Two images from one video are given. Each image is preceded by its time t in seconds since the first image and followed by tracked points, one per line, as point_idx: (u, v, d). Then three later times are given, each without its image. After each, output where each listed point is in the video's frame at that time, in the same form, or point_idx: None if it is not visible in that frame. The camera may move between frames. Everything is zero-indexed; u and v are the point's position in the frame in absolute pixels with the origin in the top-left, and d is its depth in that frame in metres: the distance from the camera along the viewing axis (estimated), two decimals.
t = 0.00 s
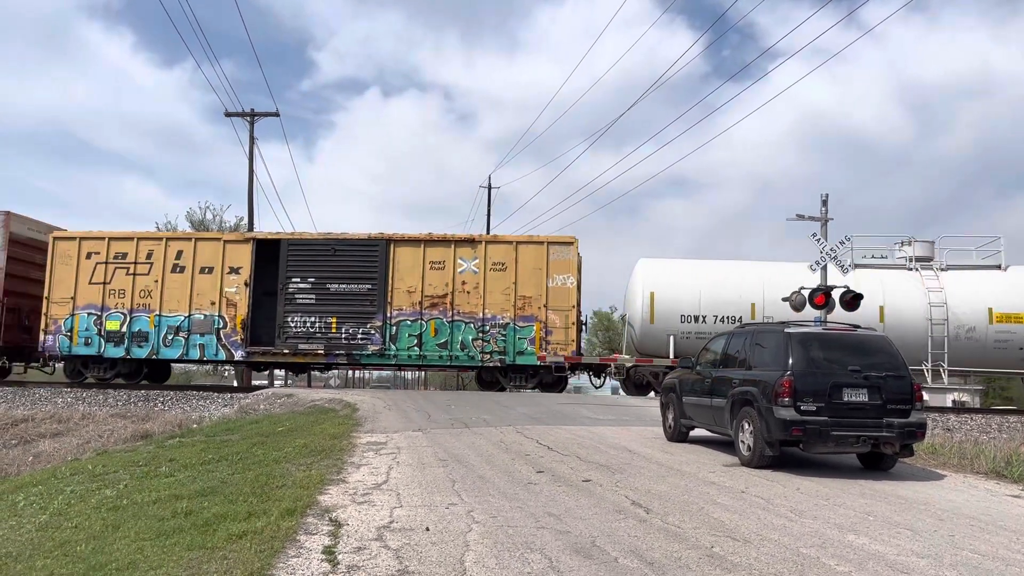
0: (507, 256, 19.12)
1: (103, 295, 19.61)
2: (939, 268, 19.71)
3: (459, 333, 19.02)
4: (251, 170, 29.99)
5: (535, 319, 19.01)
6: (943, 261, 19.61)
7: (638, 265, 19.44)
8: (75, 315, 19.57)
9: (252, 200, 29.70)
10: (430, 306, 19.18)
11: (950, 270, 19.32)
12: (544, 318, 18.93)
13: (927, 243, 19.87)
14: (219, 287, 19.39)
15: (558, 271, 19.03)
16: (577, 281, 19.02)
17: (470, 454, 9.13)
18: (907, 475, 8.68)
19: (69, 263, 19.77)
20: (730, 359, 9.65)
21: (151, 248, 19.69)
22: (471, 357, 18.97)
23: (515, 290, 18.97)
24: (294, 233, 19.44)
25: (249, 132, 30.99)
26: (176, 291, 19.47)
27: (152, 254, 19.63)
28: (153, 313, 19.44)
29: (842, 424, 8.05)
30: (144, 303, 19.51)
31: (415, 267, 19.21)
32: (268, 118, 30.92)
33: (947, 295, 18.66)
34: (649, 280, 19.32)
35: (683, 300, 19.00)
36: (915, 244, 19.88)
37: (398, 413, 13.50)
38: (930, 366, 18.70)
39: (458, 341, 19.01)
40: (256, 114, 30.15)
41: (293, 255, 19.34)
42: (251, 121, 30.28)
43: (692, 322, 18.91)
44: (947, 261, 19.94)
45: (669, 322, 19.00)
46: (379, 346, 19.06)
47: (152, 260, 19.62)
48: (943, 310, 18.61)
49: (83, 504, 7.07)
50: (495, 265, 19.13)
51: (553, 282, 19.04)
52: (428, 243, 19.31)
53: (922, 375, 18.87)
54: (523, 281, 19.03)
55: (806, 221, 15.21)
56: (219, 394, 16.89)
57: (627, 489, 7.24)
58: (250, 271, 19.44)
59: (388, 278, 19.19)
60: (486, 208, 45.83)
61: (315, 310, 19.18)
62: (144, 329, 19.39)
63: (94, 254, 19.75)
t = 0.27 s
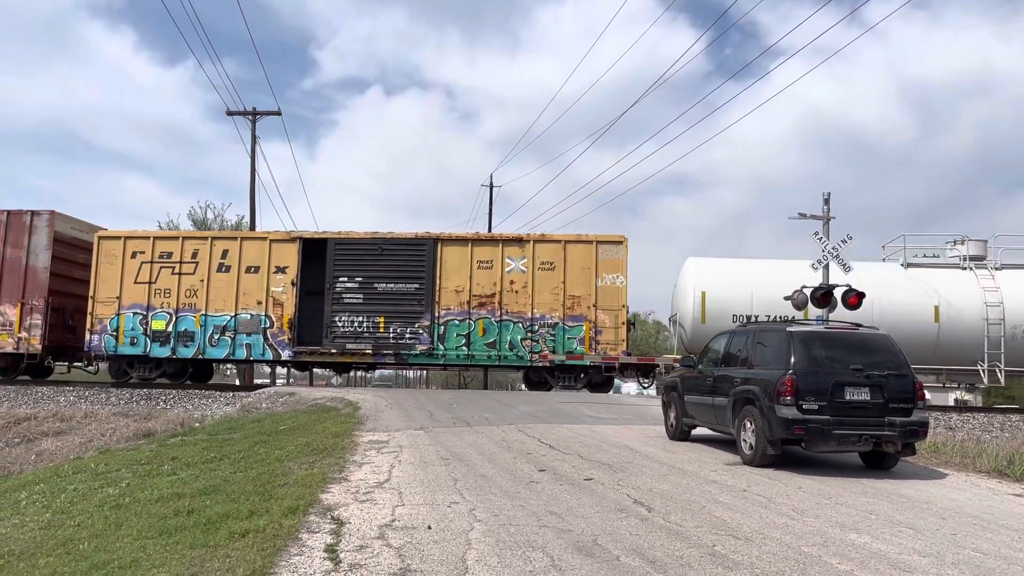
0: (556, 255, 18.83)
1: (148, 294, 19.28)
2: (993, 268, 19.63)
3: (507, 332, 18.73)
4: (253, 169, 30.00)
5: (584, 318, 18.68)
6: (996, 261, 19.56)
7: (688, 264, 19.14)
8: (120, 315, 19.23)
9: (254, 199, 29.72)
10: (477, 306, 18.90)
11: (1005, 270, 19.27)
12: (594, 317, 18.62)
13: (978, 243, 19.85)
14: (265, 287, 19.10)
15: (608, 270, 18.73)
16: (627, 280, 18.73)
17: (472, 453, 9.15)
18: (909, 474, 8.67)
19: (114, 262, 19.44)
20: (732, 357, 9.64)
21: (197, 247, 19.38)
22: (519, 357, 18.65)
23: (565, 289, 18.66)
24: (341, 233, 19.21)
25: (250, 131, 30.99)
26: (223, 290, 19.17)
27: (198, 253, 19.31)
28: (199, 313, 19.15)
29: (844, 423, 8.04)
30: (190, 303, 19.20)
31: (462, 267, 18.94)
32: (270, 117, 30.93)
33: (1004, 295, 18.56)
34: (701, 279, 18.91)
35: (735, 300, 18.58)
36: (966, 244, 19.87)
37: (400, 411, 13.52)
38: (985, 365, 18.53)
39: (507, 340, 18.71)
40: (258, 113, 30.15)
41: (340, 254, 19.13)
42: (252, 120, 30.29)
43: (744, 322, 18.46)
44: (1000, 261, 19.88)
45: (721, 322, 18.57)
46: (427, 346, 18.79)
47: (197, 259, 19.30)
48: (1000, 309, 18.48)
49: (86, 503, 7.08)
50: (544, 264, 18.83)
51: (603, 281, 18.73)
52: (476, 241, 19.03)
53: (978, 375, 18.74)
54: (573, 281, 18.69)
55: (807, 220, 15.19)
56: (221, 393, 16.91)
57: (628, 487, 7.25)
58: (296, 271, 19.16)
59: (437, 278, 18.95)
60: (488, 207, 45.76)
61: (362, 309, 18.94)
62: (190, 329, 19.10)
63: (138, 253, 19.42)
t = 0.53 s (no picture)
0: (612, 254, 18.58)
1: (200, 293, 19.12)
2: None
3: (563, 331, 18.54)
4: (254, 168, 30.00)
5: (641, 318, 18.47)
6: None
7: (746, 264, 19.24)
8: (171, 313, 19.05)
9: (256, 197, 29.74)
10: (532, 305, 18.71)
11: None
12: (651, 316, 18.40)
13: None
14: (317, 286, 18.94)
15: (665, 270, 18.46)
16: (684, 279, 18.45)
17: (473, 451, 9.15)
18: (911, 472, 8.67)
19: (165, 260, 19.21)
20: (734, 356, 9.64)
21: (248, 245, 19.19)
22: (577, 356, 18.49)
23: (622, 288, 18.42)
24: (394, 232, 19.02)
25: (251, 129, 30.96)
26: (276, 289, 19.00)
27: (250, 251, 19.13)
28: (251, 312, 18.99)
29: (846, 421, 8.04)
30: (242, 302, 19.03)
31: (517, 265, 18.76)
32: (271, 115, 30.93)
33: None
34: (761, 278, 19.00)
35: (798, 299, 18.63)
36: None
37: (401, 409, 13.52)
38: None
39: (563, 340, 18.54)
40: (260, 111, 30.15)
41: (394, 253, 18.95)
42: (254, 118, 30.30)
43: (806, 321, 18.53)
44: None
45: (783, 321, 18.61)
46: (482, 345, 18.65)
47: (249, 258, 19.13)
48: None
49: (87, 501, 7.08)
50: (599, 263, 18.59)
51: (659, 281, 18.47)
52: (530, 240, 18.78)
53: None
54: (629, 280, 18.47)
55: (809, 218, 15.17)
56: (223, 391, 16.94)
57: (630, 486, 7.24)
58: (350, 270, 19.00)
59: (491, 277, 18.76)
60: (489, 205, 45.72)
61: (416, 308, 18.79)
62: (242, 328, 18.95)
63: (189, 251, 19.22)
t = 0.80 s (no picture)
0: (675, 252, 18.46)
1: (258, 291, 19.11)
2: None
3: (626, 330, 18.39)
4: (256, 165, 30.02)
5: (705, 317, 18.29)
6: None
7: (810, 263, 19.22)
8: (230, 311, 19.09)
9: (257, 195, 29.76)
10: (594, 304, 18.57)
11: None
12: (714, 315, 18.24)
13: None
14: (378, 284, 18.91)
15: (729, 268, 18.31)
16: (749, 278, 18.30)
17: (475, 448, 9.15)
18: (913, 470, 8.66)
19: (223, 258, 19.21)
20: (735, 354, 9.63)
21: (307, 244, 19.16)
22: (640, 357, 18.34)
23: (685, 287, 18.28)
24: (455, 230, 18.99)
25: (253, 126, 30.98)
26: (335, 288, 18.98)
27: (308, 250, 19.10)
28: (311, 310, 18.97)
29: (848, 419, 8.03)
30: (301, 300, 19.02)
31: (578, 264, 18.63)
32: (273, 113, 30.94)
33: None
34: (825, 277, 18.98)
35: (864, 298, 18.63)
36: None
37: (403, 407, 13.52)
38: None
39: (626, 339, 18.38)
40: (262, 109, 30.17)
41: (454, 252, 18.89)
42: (256, 116, 30.31)
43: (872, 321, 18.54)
44: None
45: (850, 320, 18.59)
46: (544, 344, 18.52)
47: (307, 256, 19.09)
48: None
49: (89, 498, 7.09)
50: (662, 262, 18.48)
51: (724, 280, 18.30)
52: (592, 239, 18.68)
53: None
54: (693, 279, 18.33)
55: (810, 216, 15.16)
56: (224, 389, 16.94)
57: (632, 483, 7.24)
58: (409, 268, 18.95)
59: (552, 276, 18.64)
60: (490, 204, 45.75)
61: (478, 308, 18.70)
62: (300, 327, 18.93)
63: (246, 250, 19.21)
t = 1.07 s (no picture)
0: (725, 251, 18.29)
1: (304, 291, 19.12)
2: None
3: (677, 330, 18.20)
4: (258, 164, 30.03)
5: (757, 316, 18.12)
6: None
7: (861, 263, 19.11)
8: (274, 311, 19.04)
9: (258, 193, 29.77)
10: (644, 304, 18.41)
11: None
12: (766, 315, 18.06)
13: None
14: (425, 283, 18.93)
15: (780, 267, 18.12)
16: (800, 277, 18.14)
17: (476, 446, 9.16)
18: (913, 468, 8.65)
19: (267, 258, 19.22)
20: (736, 352, 9.63)
21: (353, 243, 19.21)
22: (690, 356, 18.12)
23: (736, 287, 18.12)
24: (502, 229, 18.95)
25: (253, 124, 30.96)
26: (382, 287, 19.00)
27: (354, 249, 19.15)
28: (357, 310, 18.98)
29: (848, 417, 8.03)
30: (347, 299, 19.03)
31: (628, 263, 18.50)
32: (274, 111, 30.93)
33: None
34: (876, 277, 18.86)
35: (917, 298, 18.51)
36: None
37: (404, 405, 13.51)
38: None
39: (676, 339, 18.21)
40: (263, 107, 30.17)
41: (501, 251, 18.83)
42: (257, 114, 30.31)
43: (925, 320, 18.40)
44: None
45: (903, 320, 18.45)
46: (593, 344, 18.39)
47: (354, 255, 19.15)
48: None
49: (91, 495, 7.09)
50: (712, 261, 18.32)
51: (775, 279, 18.13)
52: (640, 238, 18.55)
53: None
54: (744, 278, 18.16)
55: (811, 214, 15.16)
56: (225, 387, 16.94)
57: (633, 481, 7.24)
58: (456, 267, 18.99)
59: (601, 276, 18.53)
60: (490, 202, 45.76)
61: (525, 307, 18.66)
62: (347, 325, 18.94)
63: (292, 249, 19.22)
